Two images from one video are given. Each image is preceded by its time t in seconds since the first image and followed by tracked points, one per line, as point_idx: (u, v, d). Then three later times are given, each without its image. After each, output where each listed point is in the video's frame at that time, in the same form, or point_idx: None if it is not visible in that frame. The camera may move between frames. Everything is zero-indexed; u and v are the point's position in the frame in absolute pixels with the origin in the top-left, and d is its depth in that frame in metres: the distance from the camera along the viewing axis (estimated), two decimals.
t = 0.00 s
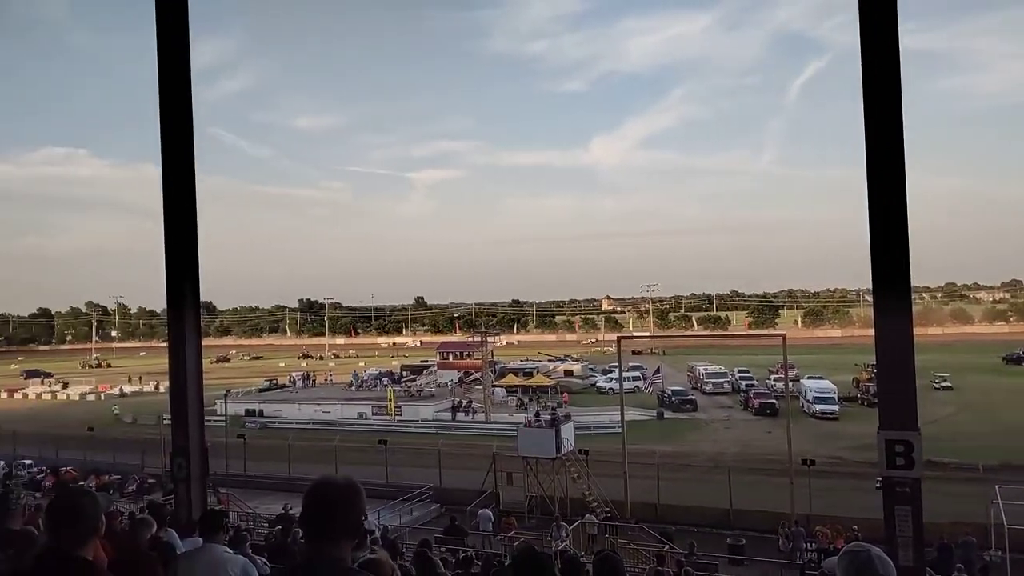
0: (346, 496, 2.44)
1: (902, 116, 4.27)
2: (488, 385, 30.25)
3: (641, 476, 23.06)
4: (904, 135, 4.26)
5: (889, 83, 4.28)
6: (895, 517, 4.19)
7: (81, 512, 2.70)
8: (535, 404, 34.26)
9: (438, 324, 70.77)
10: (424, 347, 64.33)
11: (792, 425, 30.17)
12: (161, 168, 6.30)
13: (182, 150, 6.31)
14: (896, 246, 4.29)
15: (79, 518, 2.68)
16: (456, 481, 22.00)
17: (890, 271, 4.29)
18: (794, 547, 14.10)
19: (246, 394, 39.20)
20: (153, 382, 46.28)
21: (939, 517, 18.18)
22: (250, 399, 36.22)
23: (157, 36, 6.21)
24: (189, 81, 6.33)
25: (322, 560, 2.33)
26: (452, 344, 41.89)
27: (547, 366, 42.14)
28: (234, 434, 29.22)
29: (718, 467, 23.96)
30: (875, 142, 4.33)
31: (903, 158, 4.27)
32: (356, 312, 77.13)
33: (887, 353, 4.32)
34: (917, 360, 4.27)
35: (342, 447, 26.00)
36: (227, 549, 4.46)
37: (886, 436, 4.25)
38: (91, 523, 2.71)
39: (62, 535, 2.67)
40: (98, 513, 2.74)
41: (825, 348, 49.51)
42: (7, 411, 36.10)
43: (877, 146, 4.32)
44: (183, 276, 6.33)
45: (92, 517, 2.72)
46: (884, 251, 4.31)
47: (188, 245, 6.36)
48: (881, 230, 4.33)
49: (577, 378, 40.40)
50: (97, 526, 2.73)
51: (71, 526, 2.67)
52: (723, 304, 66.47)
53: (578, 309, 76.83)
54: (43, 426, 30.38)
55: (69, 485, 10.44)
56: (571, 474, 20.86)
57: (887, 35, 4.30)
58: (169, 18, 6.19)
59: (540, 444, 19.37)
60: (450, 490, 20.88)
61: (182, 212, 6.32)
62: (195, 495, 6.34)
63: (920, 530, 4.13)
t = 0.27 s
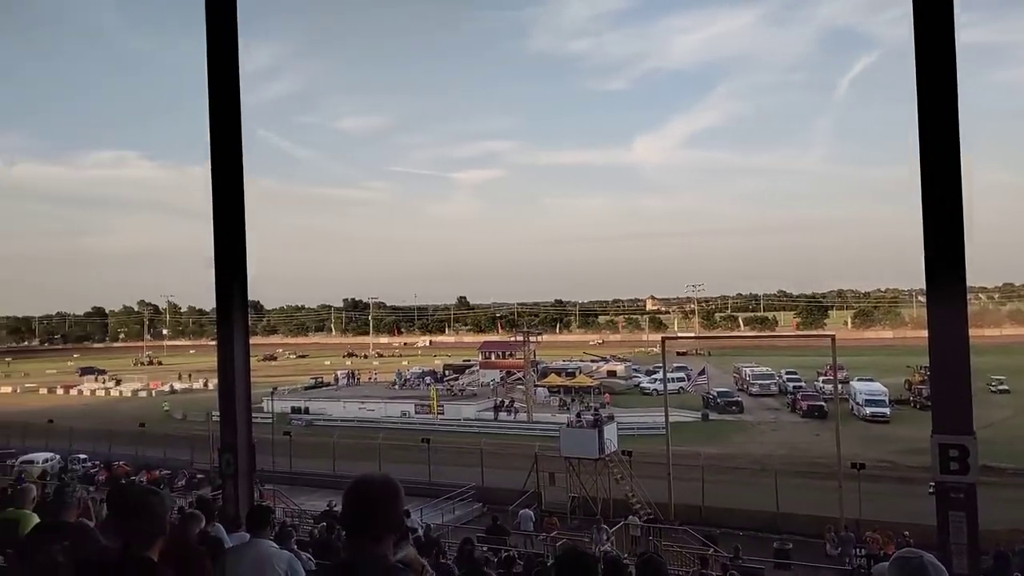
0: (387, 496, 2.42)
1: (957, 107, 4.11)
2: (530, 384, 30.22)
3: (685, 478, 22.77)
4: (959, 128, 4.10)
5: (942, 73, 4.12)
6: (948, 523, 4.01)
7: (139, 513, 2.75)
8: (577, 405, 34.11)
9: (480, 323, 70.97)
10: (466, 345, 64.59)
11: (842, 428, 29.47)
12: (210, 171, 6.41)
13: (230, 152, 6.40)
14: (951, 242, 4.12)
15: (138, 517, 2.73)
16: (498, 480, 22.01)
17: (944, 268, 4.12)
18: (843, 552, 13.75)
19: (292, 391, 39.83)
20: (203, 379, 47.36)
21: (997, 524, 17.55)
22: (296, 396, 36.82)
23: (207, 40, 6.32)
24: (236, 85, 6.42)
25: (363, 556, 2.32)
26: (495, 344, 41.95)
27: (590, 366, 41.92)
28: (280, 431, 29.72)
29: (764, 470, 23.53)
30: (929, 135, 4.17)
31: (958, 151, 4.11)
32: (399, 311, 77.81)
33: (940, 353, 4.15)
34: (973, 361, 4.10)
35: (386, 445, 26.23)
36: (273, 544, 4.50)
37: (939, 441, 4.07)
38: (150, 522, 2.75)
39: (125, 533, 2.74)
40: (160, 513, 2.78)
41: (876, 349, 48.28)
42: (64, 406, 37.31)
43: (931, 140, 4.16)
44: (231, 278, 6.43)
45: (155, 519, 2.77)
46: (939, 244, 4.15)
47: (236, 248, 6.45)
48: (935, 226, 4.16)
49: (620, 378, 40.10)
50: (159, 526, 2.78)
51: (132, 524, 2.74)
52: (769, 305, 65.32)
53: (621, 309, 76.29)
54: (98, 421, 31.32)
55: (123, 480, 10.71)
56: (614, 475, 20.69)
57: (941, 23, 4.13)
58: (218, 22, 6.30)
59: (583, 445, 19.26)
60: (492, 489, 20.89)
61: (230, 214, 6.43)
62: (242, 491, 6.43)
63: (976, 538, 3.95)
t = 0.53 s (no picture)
0: (415, 495, 2.39)
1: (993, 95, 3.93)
2: (557, 385, 30.14)
3: (714, 481, 22.55)
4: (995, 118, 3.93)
5: (977, 60, 3.95)
6: (984, 528, 3.84)
7: (174, 515, 2.74)
8: (604, 405, 33.98)
9: (507, 323, 71.03)
10: (493, 345, 64.71)
11: (874, 430, 29.00)
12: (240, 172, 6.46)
13: (259, 152, 6.45)
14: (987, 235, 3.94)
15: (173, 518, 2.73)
16: (526, 480, 21.99)
17: (979, 263, 3.94)
18: (874, 557, 13.51)
19: (321, 390, 40.20)
20: (233, 378, 47.98)
21: None
22: (324, 396, 37.15)
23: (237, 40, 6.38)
24: (265, 85, 6.46)
25: (390, 555, 2.30)
26: (522, 344, 41.93)
27: (618, 367, 41.73)
28: (309, 429, 30.00)
29: (794, 473, 23.23)
30: (964, 125, 3.99)
31: (993, 143, 3.94)
32: (426, 311, 78.18)
33: (976, 352, 3.96)
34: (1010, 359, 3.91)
35: (413, 445, 26.34)
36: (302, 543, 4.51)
37: (974, 443, 3.92)
38: (183, 522, 2.75)
39: (158, 532, 2.74)
40: (191, 515, 2.78)
41: (910, 350, 47.44)
42: (98, 404, 38.04)
43: (965, 129, 3.99)
44: (260, 278, 6.47)
45: (189, 520, 2.77)
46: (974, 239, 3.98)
47: (265, 249, 6.48)
48: (969, 219, 3.99)
49: (648, 379, 39.88)
50: (192, 528, 2.77)
51: (165, 523, 2.74)
52: (800, 305, 64.52)
53: (649, 309, 75.85)
54: (131, 419, 31.87)
55: (155, 478, 10.85)
56: (641, 477, 20.57)
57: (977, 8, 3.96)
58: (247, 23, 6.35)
59: (610, 446, 19.17)
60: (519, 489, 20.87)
61: (259, 214, 6.47)
62: (271, 490, 6.46)
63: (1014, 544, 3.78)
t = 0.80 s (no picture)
0: (452, 495, 2.38)
1: None
2: (592, 385, 30.02)
3: (752, 483, 22.25)
4: None
5: None
6: None
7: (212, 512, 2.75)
8: (640, 406, 33.75)
9: (542, 323, 71.03)
10: (527, 345, 64.72)
11: (917, 433, 28.35)
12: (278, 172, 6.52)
13: (297, 152, 6.51)
14: None
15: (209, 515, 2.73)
16: (561, 480, 21.94)
17: None
18: (917, 563, 13.19)
19: (357, 389, 40.60)
20: (271, 376, 48.71)
21: None
22: (360, 394, 37.50)
23: (276, 42, 6.46)
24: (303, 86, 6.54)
25: (428, 554, 2.29)
26: (557, 344, 41.85)
27: (653, 367, 41.44)
28: (345, 427, 30.32)
29: (835, 476, 22.81)
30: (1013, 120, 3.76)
31: None
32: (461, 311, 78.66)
33: None
34: None
35: (448, 444, 26.45)
36: (340, 540, 4.54)
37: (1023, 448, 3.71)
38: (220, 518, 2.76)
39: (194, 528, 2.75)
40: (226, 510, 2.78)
41: (955, 351, 46.27)
42: (140, 401, 38.89)
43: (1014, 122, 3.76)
44: (298, 279, 6.53)
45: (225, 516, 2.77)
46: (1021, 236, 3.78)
47: (303, 250, 6.55)
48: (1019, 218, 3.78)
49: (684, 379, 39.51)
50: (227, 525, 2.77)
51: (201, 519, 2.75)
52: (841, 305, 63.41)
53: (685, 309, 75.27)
54: (172, 416, 32.53)
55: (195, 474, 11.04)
56: (678, 478, 20.38)
57: None
58: (286, 25, 6.42)
59: (646, 447, 19.01)
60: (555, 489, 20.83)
61: (297, 215, 6.53)
62: (309, 488, 6.52)
63: None
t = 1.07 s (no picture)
0: (488, 493, 2.37)
1: None
2: (624, 385, 29.87)
3: (787, 484, 21.95)
4: None
5: None
6: None
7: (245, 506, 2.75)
8: (672, 406, 33.50)
9: (573, 323, 70.88)
10: (559, 345, 64.65)
11: (958, 435, 27.73)
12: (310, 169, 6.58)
13: (330, 150, 6.57)
14: None
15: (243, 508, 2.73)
16: (592, 480, 21.86)
17: None
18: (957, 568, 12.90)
19: (389, 387, 40.88)
20: (305, 374, 49.28)
21: None
22: (392, 392, 37.76)
23: (310, 40, 6.53)
24: (336, 85, 6.60)
25: (462, 548, 2.28)
26: (588, 343, 41.74)
27: (686, 367, 41.12)
28: (377, 425, 30.57)
29: (872, 478, 22.42)
30: None
31: None
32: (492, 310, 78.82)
33: None
34: None
35: (480, 442, 26.52)
36: (373, 536, 4.56)
37: None
38: (252, 513, 2.75)
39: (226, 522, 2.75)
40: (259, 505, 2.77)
41: (998, 353, 45.18)
42: (177, 398, 39.61)
43: None
44: (331, 277, 6.59)
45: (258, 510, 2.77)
46: None
47: (336, 249, 6.60)
48: None
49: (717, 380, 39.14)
50: (259, 520, 2.76)
51: (232, 513, 2.75)
52: (878, 305, 62.29)
53: (718, 309, 74.55)
54: (208, 413, 33.07)
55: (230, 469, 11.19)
56: (711, 479, 20.17)
57: None
58: (321, 25, 6.50)
59: (679, 447, 18.86)
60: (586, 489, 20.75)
61: (331, 213, 6.59)
62: (342, 485, 6.56)
63: None
